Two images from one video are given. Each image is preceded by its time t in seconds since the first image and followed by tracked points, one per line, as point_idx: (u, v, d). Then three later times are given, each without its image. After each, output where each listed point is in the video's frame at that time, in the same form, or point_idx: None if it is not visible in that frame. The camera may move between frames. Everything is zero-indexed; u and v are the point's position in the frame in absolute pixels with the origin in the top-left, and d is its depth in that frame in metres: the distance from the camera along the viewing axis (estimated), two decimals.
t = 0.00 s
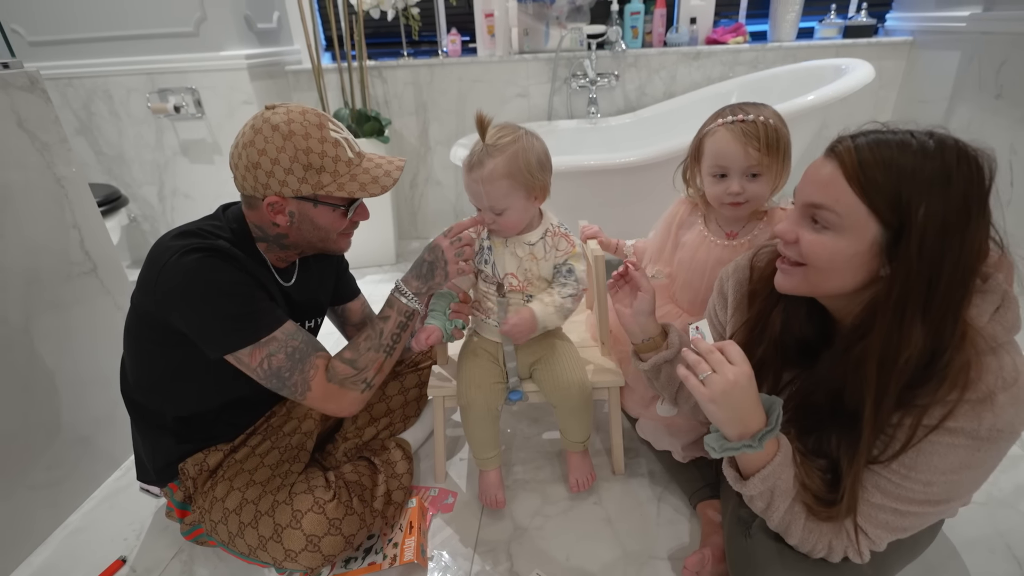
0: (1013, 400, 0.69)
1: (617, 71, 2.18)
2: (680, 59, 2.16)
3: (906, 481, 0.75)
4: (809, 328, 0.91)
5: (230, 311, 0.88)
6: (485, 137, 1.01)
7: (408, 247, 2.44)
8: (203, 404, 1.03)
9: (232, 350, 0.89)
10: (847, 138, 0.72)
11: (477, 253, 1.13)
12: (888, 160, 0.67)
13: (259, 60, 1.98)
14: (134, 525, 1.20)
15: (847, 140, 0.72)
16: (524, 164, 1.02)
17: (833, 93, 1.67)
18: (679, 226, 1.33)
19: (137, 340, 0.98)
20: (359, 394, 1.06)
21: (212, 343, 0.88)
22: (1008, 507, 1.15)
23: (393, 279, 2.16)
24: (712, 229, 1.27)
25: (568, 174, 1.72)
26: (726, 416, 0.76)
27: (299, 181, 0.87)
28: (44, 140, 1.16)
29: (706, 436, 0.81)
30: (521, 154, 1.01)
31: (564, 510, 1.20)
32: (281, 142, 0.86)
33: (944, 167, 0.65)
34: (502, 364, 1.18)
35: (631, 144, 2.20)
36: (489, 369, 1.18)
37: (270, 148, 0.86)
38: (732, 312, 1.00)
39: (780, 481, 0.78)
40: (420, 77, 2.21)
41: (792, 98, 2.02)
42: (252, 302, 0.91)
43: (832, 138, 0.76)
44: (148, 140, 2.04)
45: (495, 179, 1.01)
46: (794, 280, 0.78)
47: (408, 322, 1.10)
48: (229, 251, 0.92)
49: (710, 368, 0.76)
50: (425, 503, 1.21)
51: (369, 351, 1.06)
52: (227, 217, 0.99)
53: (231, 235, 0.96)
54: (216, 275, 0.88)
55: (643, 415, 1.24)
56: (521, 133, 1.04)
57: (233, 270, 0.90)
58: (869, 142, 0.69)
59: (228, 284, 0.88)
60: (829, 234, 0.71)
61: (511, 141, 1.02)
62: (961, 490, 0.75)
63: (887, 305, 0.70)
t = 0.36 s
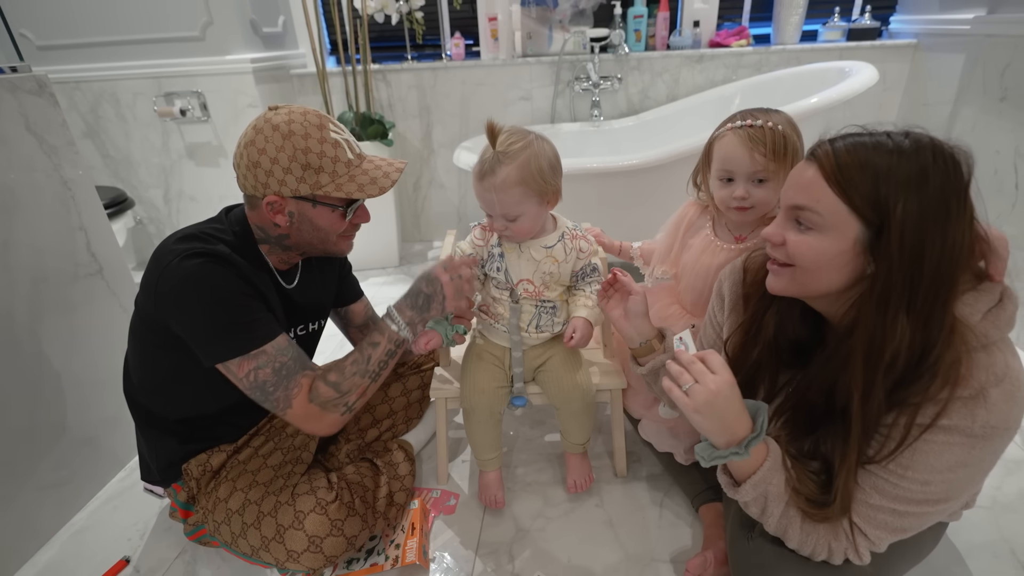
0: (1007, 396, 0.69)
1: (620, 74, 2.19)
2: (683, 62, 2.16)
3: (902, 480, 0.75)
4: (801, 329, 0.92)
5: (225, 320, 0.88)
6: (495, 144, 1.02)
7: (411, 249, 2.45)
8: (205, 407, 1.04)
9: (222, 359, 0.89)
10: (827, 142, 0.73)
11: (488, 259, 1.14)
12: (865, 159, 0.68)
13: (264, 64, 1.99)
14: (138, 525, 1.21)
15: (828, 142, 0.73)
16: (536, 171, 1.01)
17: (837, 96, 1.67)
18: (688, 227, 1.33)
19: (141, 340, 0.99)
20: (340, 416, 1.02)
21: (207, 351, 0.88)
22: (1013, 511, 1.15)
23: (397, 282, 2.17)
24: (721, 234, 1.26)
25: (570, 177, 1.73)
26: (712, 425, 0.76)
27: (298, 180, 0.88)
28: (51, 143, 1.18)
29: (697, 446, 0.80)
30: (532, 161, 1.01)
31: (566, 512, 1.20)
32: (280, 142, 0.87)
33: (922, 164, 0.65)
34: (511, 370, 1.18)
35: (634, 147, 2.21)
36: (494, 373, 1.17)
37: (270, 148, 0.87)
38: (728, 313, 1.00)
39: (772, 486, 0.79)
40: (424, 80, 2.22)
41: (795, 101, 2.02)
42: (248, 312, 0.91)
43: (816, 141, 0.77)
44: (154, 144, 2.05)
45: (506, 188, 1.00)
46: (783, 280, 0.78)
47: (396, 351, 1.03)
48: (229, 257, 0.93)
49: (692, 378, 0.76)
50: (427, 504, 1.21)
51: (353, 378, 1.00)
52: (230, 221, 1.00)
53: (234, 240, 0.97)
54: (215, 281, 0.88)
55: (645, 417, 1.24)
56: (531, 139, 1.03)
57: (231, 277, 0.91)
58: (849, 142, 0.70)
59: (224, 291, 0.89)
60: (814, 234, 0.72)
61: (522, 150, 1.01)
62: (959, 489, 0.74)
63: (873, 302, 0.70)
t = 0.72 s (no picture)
0: (1004, 397, 0.68)
1: (621, 77, 2.19)
2: (684, 65, 2.17)
3: (901, 483, 0.74)
4: (793, 331, 0.92)
5: (224, 326, 0.89)
6: (505, 154, 0.99)
7: (412, 251, 2.45)
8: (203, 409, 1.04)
9: (218, 364, 0.89)
10: (822, 143, 0.74)
11: (493, 264, 1.12)
12: (860, 159, 0.68)
13: (267, 66, 1.99)
14: (138, 526, 1.21)
15: (825, 143, 0.73)
16: (547, 179, 0.99)
17: (838, 99, 1.67)
18: (685, 230, 1.33)
19: (139, 342, 0.98)
20: (333, 427, 1.03)
21: (206, 356, 0.89)
22: (1015, 515, 1.14)
23: (397, 283, 2.17)
24: (716, 235, 1.26)
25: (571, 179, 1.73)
26: (705, 434, 0.77)
27: (292, 181, 0.88)
28: (53, 144, 1.18)
29: (692, 455, 0.81)
30: (544, 168, 0.99)
31: (566, 515, 1.19)
32: (275, 143, 0.87)
33: (915, 165, 0.66)
34: (513, 376, 1.17)
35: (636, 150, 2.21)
36: (495, 378, 1.16)
37: (265, 150, 0.87)
38: (727, 314, 1.00)
39: (769, 494, 0.79)
40: (425, 83, 2.22)
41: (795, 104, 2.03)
42: (244, 318, 0.91)
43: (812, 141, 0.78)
44: (156, 145, 2.05)
45: (519, 197, 0.99)
46: (777, 279, 0.77)
47: (393, 365, 1.04)
48: (229, 260, 0.93)
49: (683, 389, 0.77)
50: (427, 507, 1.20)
51: (349, 390, 1.02)
52: (230, 223, 1.00)
53: (234, 242, 0.97)
54: (214, 286, 0.88)
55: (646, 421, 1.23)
56: (543, 144, 1.01)
57: (231, 281, 0.91)
58: (845, 143, 0.71)
59: (224, 296, 0.89)
60: (808, 233, 0.72)
61: (534, 156, 0.99)
62: (960, 492, 0.74)
63: (867, 300, 0.70)
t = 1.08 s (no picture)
0: (999, 389, 0.68)
1: (622, 79, 2.20)
2: (685, 66, 2.17)
3: (899, 479, 0.74)
4: (791, 326, 0.92)
5: (232, 323, 0.89)
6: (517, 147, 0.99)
7: (413, 252, 2.45)
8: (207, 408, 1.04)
9: (226, 359, 0.90)
10: (822, 137, 0.74)
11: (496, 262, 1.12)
12: (859, 153, 0.68)
13: (269, 68, 2.00)
14: (140, 527, 1.21)
15: (825, 137, 0.73)
16: (556, 176, 1.00)
17: (839, 100, 1.68)
18: (684, 231, 1.33)
19: (142, 340, 0.99)
20: (348, 417, 1.05)
21: (213, 352, 0.89)
22: (1019, 516, 1.14)
23: (399, 285, 2.17)
24: (716, 235, 1.26)
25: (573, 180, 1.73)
26: (704, 433, 0.76)
27: (293, 181, 0.89)
28: (56, 144, 1.18)
29: (693, 454, 0.80)
30: (554, 165, 0.99)
31: (569, 515, 1.19)
32: (276, 143, 0.87)
33: (913, 159, 0.66)
34: (514, 377, 1.16)
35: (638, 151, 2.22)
36: (495, 378, 1.16)
37: (266, 149, 0.87)
38: (727, 311, 1.00)
39: (768, 493, 0.79)
40: (427, 84, 2.22)
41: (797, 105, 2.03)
42: (251, 314, 0.91)
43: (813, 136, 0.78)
44: (158, 147, 2.06)
45: (528, 192, 0.98)
46: (772, 268, 0.77)
47: (405, 352, 1.07)
48: (234, 258, 0.93)
49: (681, 388, 0.77)
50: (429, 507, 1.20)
51: (363, 378, 1.04)
52: (233, 223, 1.00)
53: (238, 240, 0.97)
54: (218, 284, 0.88)
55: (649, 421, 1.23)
56: (552, 143, 1.01)
57: (236, 278, 0.91)
58: (845, 137, 0.71)
59: (230, 292, 0.89)
60: (806, 227, 0.72)
61: (544, 153, 0.99)
62: (960, 487, 0.73)
63: (863, 293, 0.70)
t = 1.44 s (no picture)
0: (991, 387, 0.68)
1: (623, 79, 2.20)
2: (686, 67, 2.17)
3: (896, 478, 0.74)
4: (786, 325, 0.93)
5: (245, 307, 0.89)
6: (533, 140, 1.00)
7: (414, 253, 2.45)
8: (213, 405, 1.04)
9: (242, 348, 0.90)
10: (815, 136, 0.74)
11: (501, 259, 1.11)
12: (849, 153, 0.68)
13: (270, 69, 2.00)
14: (141, 527, 1.21)
15: (817, 136, 0.73)
16: (571, 174, 1.00)
17: (840, 101, 1.68)
18: (683, 231, 1.33)
19: (148, 339, 0.99)
20: (373, 395, 1.03)
21: (224, 342, 0.89)
22: (1020, 516, 1.14)
23: (400, 285, 2.17)
24: (715, 235, 1.26)
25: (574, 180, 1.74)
26: (702, 439, 0.76)
27: (298, 176, 0.89)
28: (58, 144, 1.18)
29: (693, 461, 0.81)
30: (569, 161, 0.99)
31: (569, 515, 1.19)
32: (281, 138, 0.88)
33: (904, 159, 0.66)
34: (517, 379, 1.17)
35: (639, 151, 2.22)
36: (497, 380, 1.16)
37: (272, 144, 0.88)
38: (722, 311, 1.00)
39: (769, 497, 0.79)
40: (428, 85, 2.23)
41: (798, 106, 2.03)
42: (262, 301, 0.91)
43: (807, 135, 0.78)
44: (160, 147, 2.06)
45: (541, 186, 0.98)
46: (765, 269, 0.78)
47: (430, 328, 1.04)
48: (241, 252, 0.93)
49: (679, 395, 0.77)
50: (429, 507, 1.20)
51: (387, 356, 1.02)
52: (237, 219, 1.00)
53: (244, 237, 0.97)
54: (226, 276, 0.89)
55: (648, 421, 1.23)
56: (566, 142, 1.01)
57: (245, 270, 0.91)
58: (836, 137, 0.71)
59: (240, 283, 0.89)
60: (797, 225, 0.73)
61: (559, 147, 0.99)
62: (957, 486, 0.73)
63: (853, 293, 0.70)
